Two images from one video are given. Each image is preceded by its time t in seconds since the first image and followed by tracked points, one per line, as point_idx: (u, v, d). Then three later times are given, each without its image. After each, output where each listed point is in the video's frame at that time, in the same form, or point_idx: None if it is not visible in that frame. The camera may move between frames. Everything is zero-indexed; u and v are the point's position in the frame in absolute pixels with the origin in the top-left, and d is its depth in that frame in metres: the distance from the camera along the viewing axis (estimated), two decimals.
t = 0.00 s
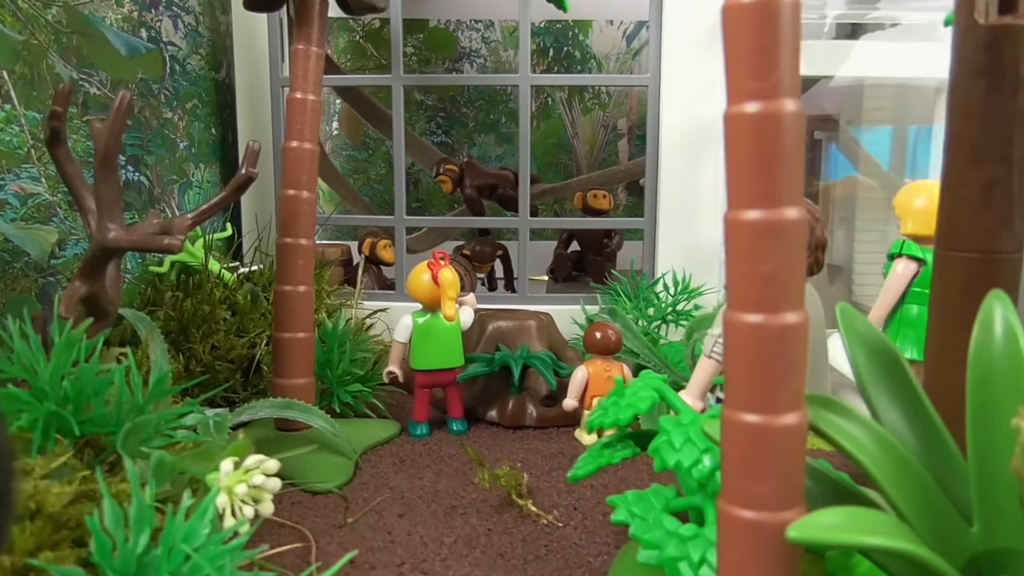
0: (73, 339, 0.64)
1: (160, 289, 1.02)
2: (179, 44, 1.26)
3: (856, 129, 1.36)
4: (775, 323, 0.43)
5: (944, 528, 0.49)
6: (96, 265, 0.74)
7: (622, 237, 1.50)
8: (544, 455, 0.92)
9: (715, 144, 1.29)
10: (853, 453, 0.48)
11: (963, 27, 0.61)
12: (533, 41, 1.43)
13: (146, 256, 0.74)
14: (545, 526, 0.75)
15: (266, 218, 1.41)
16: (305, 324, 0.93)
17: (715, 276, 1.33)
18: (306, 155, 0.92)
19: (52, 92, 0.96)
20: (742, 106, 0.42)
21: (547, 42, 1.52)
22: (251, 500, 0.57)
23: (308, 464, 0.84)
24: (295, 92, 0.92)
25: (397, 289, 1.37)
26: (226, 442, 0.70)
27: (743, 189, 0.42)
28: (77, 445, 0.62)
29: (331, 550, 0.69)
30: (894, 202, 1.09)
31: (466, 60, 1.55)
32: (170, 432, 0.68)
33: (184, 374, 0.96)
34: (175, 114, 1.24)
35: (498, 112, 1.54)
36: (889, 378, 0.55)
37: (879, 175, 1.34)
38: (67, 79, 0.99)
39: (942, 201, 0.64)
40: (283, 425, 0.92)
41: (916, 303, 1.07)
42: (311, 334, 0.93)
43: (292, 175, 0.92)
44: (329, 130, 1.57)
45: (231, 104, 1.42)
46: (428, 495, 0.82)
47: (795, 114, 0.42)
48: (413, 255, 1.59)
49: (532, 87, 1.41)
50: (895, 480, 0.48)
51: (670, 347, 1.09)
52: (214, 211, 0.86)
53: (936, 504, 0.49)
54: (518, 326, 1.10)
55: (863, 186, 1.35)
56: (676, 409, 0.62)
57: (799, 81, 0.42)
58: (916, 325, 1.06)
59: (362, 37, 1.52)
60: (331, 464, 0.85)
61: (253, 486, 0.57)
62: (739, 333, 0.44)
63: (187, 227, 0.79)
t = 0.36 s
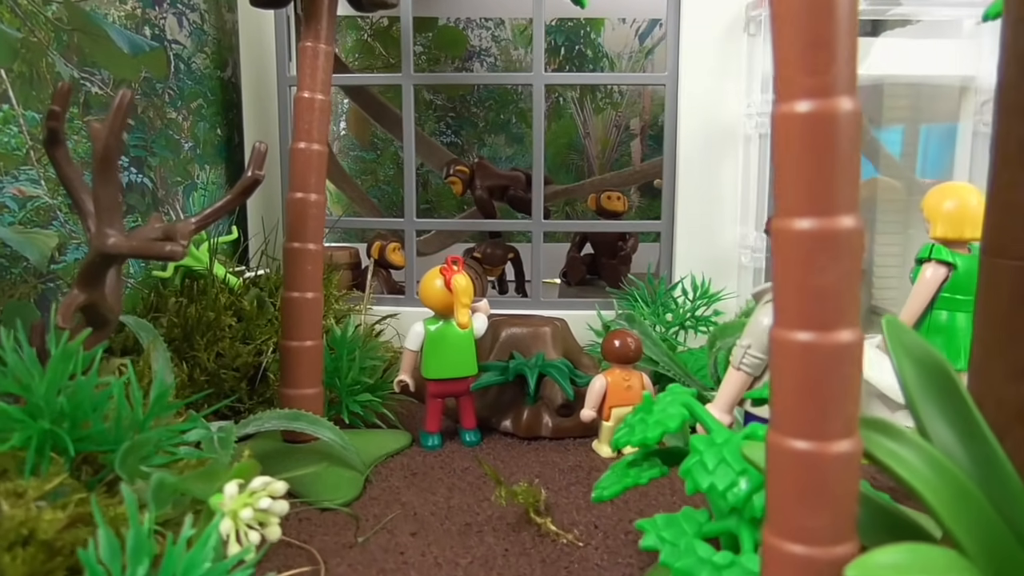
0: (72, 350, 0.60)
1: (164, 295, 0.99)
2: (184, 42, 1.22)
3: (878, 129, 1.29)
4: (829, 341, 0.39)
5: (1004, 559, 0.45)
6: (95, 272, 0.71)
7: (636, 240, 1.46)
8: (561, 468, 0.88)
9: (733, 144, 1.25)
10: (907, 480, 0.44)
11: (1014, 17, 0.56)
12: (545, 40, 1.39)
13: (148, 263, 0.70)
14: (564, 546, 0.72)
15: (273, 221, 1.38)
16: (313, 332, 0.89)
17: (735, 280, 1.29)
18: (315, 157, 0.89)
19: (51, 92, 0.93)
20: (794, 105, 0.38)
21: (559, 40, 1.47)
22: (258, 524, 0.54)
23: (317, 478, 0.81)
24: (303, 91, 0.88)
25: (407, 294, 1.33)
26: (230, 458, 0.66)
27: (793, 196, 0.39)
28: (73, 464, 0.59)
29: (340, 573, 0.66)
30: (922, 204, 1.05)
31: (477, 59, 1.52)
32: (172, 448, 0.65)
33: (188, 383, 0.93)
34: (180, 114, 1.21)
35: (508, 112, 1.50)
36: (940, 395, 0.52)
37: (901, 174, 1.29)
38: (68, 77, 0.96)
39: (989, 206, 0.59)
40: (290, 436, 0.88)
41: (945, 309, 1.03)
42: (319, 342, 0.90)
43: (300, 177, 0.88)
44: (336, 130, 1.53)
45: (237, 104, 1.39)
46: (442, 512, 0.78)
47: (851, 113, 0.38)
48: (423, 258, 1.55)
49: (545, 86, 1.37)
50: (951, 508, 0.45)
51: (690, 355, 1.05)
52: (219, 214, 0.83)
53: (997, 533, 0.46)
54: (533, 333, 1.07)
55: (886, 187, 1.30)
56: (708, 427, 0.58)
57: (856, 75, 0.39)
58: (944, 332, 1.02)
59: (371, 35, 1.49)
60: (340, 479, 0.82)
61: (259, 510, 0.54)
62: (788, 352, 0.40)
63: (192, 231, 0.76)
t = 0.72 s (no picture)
0: (66, 355, 0.58)
1: (163, 297, 0.97)
2: (185, 41, 1.20)
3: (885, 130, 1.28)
4: (861, 349, 0.37)
5: None
6: (91, 275, 0.69)
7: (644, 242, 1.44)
8: (569, 476, 0.86)
9: (744, 144, 1.23)
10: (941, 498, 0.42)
11: None
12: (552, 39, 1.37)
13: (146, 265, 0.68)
14: (573, 557, 0.70)
15: (275, 222, 1.36)
16: (315, 336, 0.87)
17: (745, 283, 1.26)
18: (317, 157, 0.87)
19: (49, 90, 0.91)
20: (824, 99, 0.36)
21: (564, 40, 1.44)
22: (257, 536, 0.52)
23: (318, 486, 0.79)
24: (305, 90, 0.86)
25: (411, 297, 1.31)
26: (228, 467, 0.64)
27: (823, 194, 0.37)
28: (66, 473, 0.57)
29: None
30: (937, 205, 1.03)
31: (481, 59, 1.50)
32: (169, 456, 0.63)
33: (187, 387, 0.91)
34: (180, 114, 1.19)
35: (514, 113, 1.48)
36: (969, 403, 0.50)
37: (912, 174, 1.27)
38: (67, 76, 0.94)
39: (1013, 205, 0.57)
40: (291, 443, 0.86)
41: (961, 313, 1.00)
42: (321, 347, 0.88)
43: (302, 177, 0.87)
44: (339, 131, 1.52)
45: (239, 105, 1.38)
46: (447, 522, 0.76)
47: (885, 106, 0.36)
48: (427, 260, 1.53)
49: (551, 85, 1.35)
50: (985, 525, 0.43)
51: (700, 359, 1.03)
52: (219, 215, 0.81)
53: None
54: (539, 337, 1.05)
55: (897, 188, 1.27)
56: (723, 436, 0.56)
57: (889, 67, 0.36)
58: (960, 336, 0.99)
59: (374, 35, 1.47)
60: (342, 487, 0.80)
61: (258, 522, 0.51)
62: (817, 360, 0.38)
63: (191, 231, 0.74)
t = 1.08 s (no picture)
0: (61, 361, 0.56)
1: (164, 300, 0.95)
2: (188, 39, 1.19)
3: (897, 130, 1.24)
4: (897, 359, 0.35)
5: None
6: (89, 277, 0.67)
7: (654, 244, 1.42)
8: (579, 484, 0.84)
9: (756, 144, 1.20)
10: (984, 517, 0.40)
11: None
12: (561, 37, 1.35)
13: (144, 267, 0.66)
14: (584, 569, 0.67)
15: (279, 223, 1.34)
16: (319, 341, 0.85)
17: (757, 285, 1.24)
18: (321, 156, 0.85)
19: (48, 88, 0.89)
20: (859, 93, 0.34)
21: (571, 40, 1.42)
22: (258, 551, 0.49)
23: (322, 494, 0.77)
24: (309, 87, 0.84)
25: (417, 299, 1.29)
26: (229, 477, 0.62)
27: (857, 195, 0.34)
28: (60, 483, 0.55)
29: None
30: (955, 206, 1.00)
31: (488, 58, 1.48)
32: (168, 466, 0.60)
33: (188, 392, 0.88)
34: (183, 113, 1.17)
35: (520, 113, 1.47)
36: (1002, 410, 0.47)
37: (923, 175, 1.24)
38: (66, 74, 0.92)
39: None
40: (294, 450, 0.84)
41: (981, 317, 0.98)
42: (326, 351, 0.86)
43: (306, 177, 0.84)
44: (344, 130, 1.50)
45: (242, 104, 1.36)
46: (454, 532, 0.74)
47: (925, 101, 0.33)
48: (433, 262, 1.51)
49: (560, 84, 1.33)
50: None
51: (712, 363, 1.01)
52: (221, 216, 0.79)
53: None
54: (548, 340, 1.03)
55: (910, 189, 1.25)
56: (743, 446, 0.54)
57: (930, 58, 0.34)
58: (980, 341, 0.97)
59: (380, 34, 1.45)
60: (346, 496, 0.78)
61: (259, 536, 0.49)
62: (850, 370, 0.35)
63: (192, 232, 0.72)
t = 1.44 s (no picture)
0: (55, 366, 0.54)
1: (164, 302, 0.93)
2: (190, 38, 1.17)
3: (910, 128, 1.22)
4: (933, 366, 0.33)
5: None
6: (85, 280, 0.65)
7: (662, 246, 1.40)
8: (587, 492, 0.82)
9: (767, 143, 1.18)
10: None
11: None
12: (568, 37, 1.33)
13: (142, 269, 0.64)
14: None
15: (282, 224, 1.32)
16: (322, 344, 0.83)
17: (768, 288, 1.22)
18: (324, 155, 0.83)
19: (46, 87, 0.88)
20: (894, 83, 0.32)
21: (578, 39, 1.42)
22: (256, 564, 0.48)
23: (324, 501, 0.75)
24: (312, 85, 0.83)
25: (421, 302, 1.27)
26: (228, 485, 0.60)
27: (892, 191, 0.32)
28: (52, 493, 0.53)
29: None
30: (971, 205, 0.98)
31: (493, 59, 1.47)
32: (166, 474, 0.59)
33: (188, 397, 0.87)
34: (185, 113, 1.16)
35: (526, 113, 1.46)
36: None
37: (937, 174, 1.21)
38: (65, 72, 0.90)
39: None
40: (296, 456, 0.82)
41: (999, 320, 0.96)
42: (328, 355, 0.84)
43: (309, 177, 0.82)
44: (349, 131, 1.48)
45: (245, 105, 1.34)
46: (459, 541, 0.72)
47: (965, 91, 0.31)
48: (437, 264, 1.49)
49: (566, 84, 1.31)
50: None
51: (723, 367, 0.99)
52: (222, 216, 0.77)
53: None
54: (555, 344, 1.01)
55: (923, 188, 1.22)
56: (761, 454, 0.52)
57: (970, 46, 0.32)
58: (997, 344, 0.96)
59: (384, 33, 1.43)
60: (350, 503, 0.76)
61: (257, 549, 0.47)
62: (882, 376, 0.33)
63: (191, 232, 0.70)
